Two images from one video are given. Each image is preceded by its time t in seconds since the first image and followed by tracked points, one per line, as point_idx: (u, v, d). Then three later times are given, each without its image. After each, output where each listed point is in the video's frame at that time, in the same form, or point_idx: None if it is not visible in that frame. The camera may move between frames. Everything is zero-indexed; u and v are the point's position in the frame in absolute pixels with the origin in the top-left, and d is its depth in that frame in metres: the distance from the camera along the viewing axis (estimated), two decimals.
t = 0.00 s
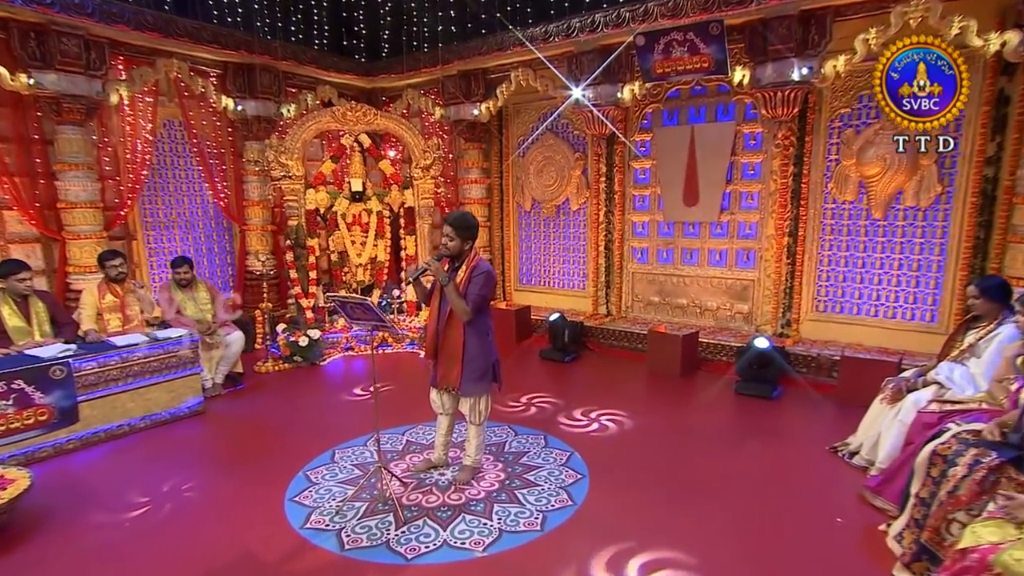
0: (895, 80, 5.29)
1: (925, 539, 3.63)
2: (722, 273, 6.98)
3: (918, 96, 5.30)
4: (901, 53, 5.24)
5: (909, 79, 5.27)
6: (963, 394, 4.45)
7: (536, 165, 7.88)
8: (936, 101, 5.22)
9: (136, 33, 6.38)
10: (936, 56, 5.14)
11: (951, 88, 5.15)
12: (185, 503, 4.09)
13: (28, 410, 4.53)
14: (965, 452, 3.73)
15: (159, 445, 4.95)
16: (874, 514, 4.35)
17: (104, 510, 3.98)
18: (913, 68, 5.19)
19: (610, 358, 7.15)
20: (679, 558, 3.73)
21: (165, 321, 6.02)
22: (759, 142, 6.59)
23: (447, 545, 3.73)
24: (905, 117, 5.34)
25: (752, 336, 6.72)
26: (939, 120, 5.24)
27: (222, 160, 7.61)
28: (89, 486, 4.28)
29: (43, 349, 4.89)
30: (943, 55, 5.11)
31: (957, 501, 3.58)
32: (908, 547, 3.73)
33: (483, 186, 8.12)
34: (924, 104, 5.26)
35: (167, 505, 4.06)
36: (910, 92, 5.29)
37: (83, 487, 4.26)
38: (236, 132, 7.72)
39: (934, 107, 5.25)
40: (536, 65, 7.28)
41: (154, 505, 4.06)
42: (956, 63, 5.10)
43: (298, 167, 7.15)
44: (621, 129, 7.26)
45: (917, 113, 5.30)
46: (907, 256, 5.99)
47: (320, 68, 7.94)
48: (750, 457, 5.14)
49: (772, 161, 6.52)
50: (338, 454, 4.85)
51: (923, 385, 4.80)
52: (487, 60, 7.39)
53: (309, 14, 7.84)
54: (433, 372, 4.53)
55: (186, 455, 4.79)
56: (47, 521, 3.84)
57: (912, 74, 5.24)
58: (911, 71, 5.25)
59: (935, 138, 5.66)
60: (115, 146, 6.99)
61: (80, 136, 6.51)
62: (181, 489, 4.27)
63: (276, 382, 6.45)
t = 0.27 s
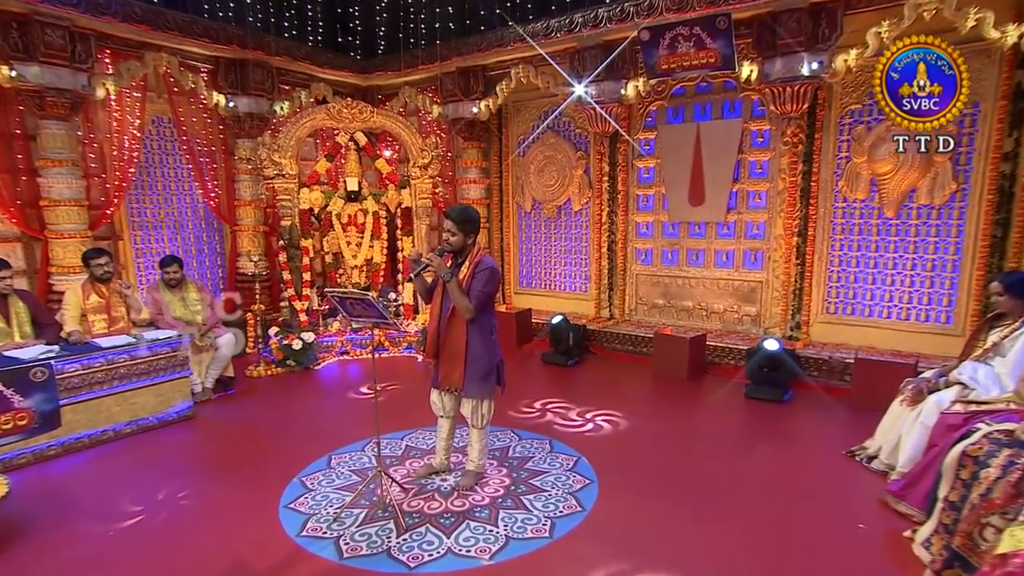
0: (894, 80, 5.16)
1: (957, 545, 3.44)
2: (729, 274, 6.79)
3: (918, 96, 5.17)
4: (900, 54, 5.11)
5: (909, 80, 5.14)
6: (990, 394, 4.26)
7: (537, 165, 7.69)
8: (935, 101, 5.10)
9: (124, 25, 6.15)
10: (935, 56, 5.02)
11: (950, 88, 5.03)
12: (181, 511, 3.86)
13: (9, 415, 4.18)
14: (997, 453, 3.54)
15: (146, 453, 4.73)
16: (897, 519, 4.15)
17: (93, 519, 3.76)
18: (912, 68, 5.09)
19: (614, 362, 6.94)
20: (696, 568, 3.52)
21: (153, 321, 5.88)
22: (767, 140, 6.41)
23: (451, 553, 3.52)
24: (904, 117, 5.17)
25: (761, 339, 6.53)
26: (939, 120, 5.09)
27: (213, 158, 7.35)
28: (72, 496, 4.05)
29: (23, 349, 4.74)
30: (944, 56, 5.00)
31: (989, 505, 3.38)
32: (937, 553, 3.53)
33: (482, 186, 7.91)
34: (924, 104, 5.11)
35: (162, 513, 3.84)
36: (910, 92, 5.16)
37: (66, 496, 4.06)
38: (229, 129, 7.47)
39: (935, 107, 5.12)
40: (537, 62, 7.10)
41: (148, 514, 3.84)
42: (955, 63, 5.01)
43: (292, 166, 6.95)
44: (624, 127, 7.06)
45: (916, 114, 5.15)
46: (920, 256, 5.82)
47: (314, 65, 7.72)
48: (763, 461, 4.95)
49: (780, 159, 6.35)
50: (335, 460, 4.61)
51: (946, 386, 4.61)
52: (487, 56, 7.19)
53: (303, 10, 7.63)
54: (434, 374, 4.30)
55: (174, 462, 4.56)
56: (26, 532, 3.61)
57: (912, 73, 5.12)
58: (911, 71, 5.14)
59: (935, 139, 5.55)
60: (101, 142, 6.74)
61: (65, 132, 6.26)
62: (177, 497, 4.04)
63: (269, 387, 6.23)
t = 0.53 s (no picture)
0: (895, 79, 5.11)
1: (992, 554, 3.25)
2: (737, 276, 6.60)
3: (919, 96, 5.12)
4: (901, 53, 5.05)
5: (909, 80, 5.09)
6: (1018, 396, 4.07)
7: (539, 165, 7.50)
8: (936, 102, 5.03)
9: (113, 18, 5.92)
10: (936, 56, 4.95)
11: (951, 88, 4.97)
12: (179, 522, 3.67)
13: None
14: None
15: (132, 460, 4.53)
16: (923, 527, 3.93)
17: (84, 531, 3.58)
18: (913, 68, 5.01)
19: (619, 368, 6.73)
20: None
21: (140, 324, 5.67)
22: (776, 139, 6.26)
23: (457, 564, 3.32)
24: (905, 116, 5.13)
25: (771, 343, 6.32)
26: (940, 120, 5.04)
27: (204, 157, 7.13)
28: (57, 508, 3.85)
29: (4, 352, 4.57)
30: (945, 55, 4.93)
31: None
32: (970, 563, 3.35)
33: (482, 187, 7.71)
34: (925, 104, 5.06)
35: (160, 524, 3.66)
36: (911, 91, 5.09)
37: (50, 506, 3.87)
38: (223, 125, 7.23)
39: (934, 107, 5.06)
40: (539, 59, 6.92)
41: (144, 525, 3.65)
42: (957, 63, 4.93)
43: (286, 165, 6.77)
44: (629, 126, 6.88)
45: (917, 113, 5.12)
46: (936, 258, 5.64)
47: (310, 62, 7.48)
48: (780, 468, 4.75)
49: (790, 158, 6.18)
50: (332, 467, 4.39)
51: (971, 389, 4.42)
52: (488, 54, 7.00)
53: (298, 7, 7.50)
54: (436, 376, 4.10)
55: (163, 471, 4.35)
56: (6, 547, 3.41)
57: (912, 73, 5.05)
58: (912, 71, 5.08)
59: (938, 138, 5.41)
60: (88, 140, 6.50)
61: (49, 128, 6.02)
62: (174, 507, 3.84)
63: (261, 394, 6.04)
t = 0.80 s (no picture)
0: (895, 79, 4.91)
1: None
2: (745, 280, 6.43)
3: (918, 96, 4.94)
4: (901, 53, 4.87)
5: (909, 80, 4.93)
6: None
7: (540, 166, 7.33)
8: (936, 101, 4.88)
9: (102, 12, 5.71)
10: (936, 55, 4.82)
11: (951, 88, 4.83)
12: (184, 534, 3.46)
13: None
14: None
15: (120, 469, 4.33)
16: (951, 538, 3.72)
17: (80, 544, 3.37)
18: (913, 68, 4.87)
19: (624, 374, 6.54)
20: None
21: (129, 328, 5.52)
22: (785, 138, 6.11)
23: None
24: (905, 117, 4.97)
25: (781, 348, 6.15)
26: (940, 120, 4.89)
27: (196, 157, 6.92)
28: (41, 520, 3.64)
29: None
30: (945, 56, 4.80)
31: None
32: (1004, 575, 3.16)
33: (482, 189, 7.54)
34: (925, 104, 4.88)
35: (160, 535, 3.46)
36: (911, 91, 4.92)
37: (32, 518, 3.67)
38: (216, 126, 7.04)
39: (935, 107, 4.91)
40: (541, 58, 6.77)
41: (143, 536, 3.45)
42: (957, 64, 4.82)
43: (281, 165, 6.60)
44: (634, 126, 6.72)
45: (917, 113, 4.96)
46: (952, 259, 5.49)
47: (306, 61, 7.30)
48: (797, 475, 4.56)
49: (800, 158, 6.02)
50: (331, 475, 4.19)
51: (996, 392, 4.24)
52: (489, 52, 6.83)
53: (293, 4, 7.30)
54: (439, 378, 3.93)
55: (151, 481, 4.15)
56: None
57: (913, 73, 4.88)
58: (912, 70, 4.91)
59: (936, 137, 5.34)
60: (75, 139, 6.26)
61: (35, 125, 5.80)
62: (173, 517, 3.65)
63: (256, 401, 5.85)
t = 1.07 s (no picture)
0: (895, 79, 4.92)
1: None
2: (759, 285, 6.21)
3: (918, 96, 4.93)
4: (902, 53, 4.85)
5: (909, 79, 4.93)
6: None
7: (546, 169, 7.13)
8: (937, 101, 4.79)
9: (94, 6, 5.52)
10: (936, 55, 4.80)
11: (951, 88, 4.84)
12: (188, 547, 3.30)
13: None
14: None
15: (111, 481, 4.15)
16: (989, 552, 3.48)
17: (77, 560, 3.20)
18: (915, 70, 4.84)
19: (633, 382, 6.31)
20: None
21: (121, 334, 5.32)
22: (800, 139, 5.91)
23: None
24: (905, 117, 4.98)
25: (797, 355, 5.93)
26: (940, 120, 4.88)
27: (190, 158, 6.71)
28: (27, 534, 3.46)
29: None
30: (943, 55, 4.75)
31: None
32: None
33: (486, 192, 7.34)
34: (925, 104, 4.89)
35: (162, 550, 3.28)
36: (910, 91, 4.94)
37: (18, 532, 3.48)
38: (212, 125, 6.79)
39: (933, 107, 4.87)
40: (547, 57, 6.59)
41: (145, 551, 3.28)
42: (956, 63, 4.78)
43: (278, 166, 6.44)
44: (642, 126, 6.53)
45: (917, 113, 4.96)
46: (975, 263, 5.29)
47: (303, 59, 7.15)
48: (819, 484, 4.35)
49: (816, 159, 5.83)
50: (333, 487, 4.04)
51: None
52: (493, 50, 6.65)
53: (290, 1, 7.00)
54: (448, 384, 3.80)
55: (144, 493, 3.98)
56: None
57: (912, 73, 4.89)
58: (912, 70, 4.90)
59: (937, 138, 5.22)
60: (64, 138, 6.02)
61: (24, 124, 5.58)
62: (178, 530, 3.48)
63: (252, 411, 5.69)
